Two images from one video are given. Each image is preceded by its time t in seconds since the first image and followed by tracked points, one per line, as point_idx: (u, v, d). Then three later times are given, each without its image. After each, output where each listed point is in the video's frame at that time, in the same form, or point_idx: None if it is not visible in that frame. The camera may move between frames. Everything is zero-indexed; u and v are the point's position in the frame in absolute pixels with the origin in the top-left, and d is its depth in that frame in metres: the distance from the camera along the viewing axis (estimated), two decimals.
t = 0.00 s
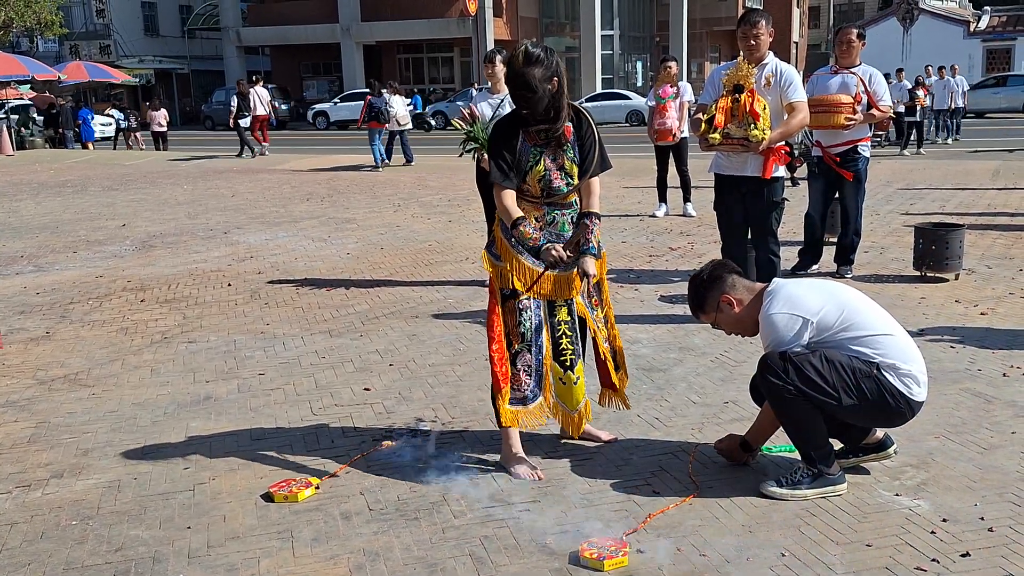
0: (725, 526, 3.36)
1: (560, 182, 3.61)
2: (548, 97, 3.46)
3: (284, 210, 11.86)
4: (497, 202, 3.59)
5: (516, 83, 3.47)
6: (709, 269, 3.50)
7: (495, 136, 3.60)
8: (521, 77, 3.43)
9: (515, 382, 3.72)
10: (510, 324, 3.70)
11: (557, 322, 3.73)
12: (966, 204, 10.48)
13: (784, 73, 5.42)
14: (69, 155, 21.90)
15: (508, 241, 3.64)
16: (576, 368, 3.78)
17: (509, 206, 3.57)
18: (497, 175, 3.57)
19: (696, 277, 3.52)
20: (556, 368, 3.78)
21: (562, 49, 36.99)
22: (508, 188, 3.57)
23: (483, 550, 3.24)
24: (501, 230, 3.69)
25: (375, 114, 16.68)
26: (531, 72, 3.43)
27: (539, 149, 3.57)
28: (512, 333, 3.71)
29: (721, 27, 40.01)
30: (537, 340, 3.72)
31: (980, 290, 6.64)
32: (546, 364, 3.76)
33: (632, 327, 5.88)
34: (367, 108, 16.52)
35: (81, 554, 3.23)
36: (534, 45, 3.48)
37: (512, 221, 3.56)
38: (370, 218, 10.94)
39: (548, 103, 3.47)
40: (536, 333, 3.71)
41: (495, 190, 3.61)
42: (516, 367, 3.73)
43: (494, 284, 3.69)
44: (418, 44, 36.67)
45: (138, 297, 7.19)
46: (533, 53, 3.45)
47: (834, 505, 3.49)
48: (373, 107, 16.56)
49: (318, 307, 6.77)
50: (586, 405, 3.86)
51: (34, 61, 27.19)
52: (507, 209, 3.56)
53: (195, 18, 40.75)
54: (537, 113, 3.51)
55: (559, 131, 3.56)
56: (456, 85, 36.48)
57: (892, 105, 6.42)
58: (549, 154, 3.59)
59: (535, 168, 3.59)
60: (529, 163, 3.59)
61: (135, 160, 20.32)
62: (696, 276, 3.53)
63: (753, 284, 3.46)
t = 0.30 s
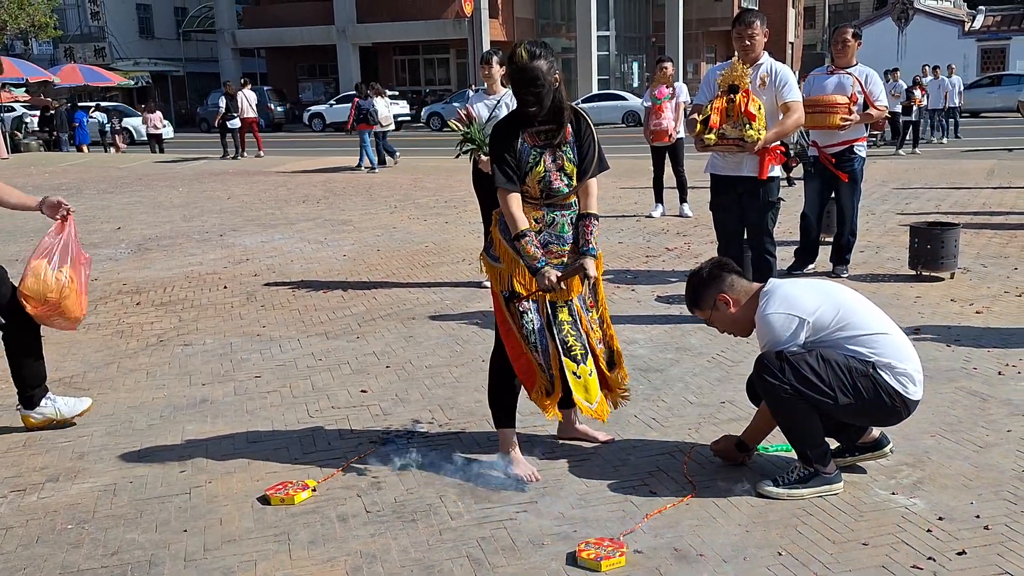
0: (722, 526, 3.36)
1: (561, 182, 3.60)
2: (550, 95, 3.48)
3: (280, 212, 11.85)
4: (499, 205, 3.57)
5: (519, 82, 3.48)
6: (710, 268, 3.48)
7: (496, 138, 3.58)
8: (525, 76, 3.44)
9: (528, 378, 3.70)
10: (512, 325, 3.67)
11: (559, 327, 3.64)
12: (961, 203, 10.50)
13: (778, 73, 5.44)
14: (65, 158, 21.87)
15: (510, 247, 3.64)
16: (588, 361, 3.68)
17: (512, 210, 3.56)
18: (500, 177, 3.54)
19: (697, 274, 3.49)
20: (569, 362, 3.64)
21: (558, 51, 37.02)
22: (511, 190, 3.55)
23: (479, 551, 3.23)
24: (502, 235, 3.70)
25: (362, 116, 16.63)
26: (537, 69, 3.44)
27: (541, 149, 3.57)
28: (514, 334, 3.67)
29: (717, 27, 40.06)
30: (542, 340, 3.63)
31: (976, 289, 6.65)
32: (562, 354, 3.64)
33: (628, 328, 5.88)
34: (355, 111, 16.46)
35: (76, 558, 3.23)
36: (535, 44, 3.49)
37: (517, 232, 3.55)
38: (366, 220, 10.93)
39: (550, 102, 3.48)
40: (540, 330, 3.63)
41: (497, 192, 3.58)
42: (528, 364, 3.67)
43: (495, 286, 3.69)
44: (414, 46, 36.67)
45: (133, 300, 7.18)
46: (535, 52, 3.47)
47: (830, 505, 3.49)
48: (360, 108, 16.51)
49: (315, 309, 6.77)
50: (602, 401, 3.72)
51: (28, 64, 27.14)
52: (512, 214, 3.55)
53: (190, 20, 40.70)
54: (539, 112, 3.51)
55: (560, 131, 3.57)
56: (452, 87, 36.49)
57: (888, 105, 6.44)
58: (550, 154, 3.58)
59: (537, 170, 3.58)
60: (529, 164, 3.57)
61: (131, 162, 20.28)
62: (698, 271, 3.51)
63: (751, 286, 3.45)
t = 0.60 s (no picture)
0: (718, 527, 3.36)
1: (559, 183, 3.61)
2: (555, 95, 3.47)
3: (275, 212, 11.83)
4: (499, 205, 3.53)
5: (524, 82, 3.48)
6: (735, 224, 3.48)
7: (496, 138, 3.54)
8: (539, 76, 3.43)
9: (506, 389, 3.71)
10: (505, 328, 3.68)
11: (561, 322, 3.69)
12: (956, 204, 10.52)
13: (773, 73, 5.46)
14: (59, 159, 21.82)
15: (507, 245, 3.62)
16: (587, 353, 3.77)
17: (513, 211, 3.52)
18: (501, 177, 3.50)
19: (724, 229, 3.46)
20: (567, 355, 3.72)
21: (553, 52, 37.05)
22: (512, 190, 3.52)
23: (475, 552, 3.23)
24: (500, 236, 3.66)
25: (349, 114, 16.73)
26: (545, 69, 3.43)
27: (540, 149, 3.55)
28: (506, 338, 3.68)
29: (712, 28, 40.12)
30: (534, 343, 3.66)
31: (971, 289, 6.67)
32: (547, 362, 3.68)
33: (624, 329, 5.88)
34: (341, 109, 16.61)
35: (71, 559, 3.22)
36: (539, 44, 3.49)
37: (518, 234, 3.51)
38: (362, 221, 10.92)
39: (553, 103, 3.48)
40: (531, 335, 3.66)
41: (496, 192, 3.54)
42: (516, 370, 3.69)
43: (489, 288, 3.69)
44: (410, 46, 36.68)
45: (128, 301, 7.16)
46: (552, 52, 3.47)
47: (826, 505, 3.50)
48: (347, 107, 16.67)
49: (310, 310, 6.76)
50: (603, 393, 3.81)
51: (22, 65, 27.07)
52: (513, 215, 3.51)
53: (185, 21, 40.66)
54: (542, 112, 3.50)
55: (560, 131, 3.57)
56: (448, 88, 36.49)
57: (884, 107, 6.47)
58: (549, 155, 3.57)
59: (536, 170, 3.56)
60: (529, 165, 3.55)
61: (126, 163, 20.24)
62: (722, 227, 3.48)
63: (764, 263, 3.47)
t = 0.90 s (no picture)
0: (718, 528, 3.36)
1: (564, 183, 3.62)
2: (572, 96, 3.46)
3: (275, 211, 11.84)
4: (507, 202, 3.50)
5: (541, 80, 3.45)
6: (768, 205, 3.47)
7: (507, 133, 3.50)
8: (565, 75, 3.41)
9: (509, 387, 3.70)
10: (506, 327, 3.69)
11: (556, 326, 3.71)
12: (958, 208, 10.52)
13: (776, 75, 5.45)
14: (60, 155, 21.82)
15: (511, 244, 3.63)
16: (580, 364, 3.73)
17: (521, 210, 3.50)
18: (510, 174, 3.48)
19: (756, 207, 3.46)
20: (557, 366, 3.73)
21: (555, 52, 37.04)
22: (520, 189, 3.50)
23: (474, 552, 3.23)
24: (505, 236, 3.66)
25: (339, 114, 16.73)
26: (566, 69, 3.40)
27: (549, 149, 3.54)
28: (505, 338, 3.69)
29: (714, 29, 40.13)
30: (537, 346, 3.71)
31: (972, 293, 6.67)
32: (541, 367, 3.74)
33: (624, 330, 5.88)
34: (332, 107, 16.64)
35: (71, 555, 3.22)
36: (556, 42, 3.46)
37: (526, 232, 3.50)
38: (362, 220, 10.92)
39: (568, 104, 3.48)
40: (536, 338, 3.70)
41: (504, 189, 3.51)
42: (512, 370, 3.71)
43: (489, 287, 3.69)
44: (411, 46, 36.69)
45: (129, 298, 7.16)
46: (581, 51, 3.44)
47: (825, 508, 3.50)
48: (337, 106, 16.64)
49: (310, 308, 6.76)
50: (592, 402, 3.80)
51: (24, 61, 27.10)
52: (521, 213, 3.49)
53: (187, 18, 40.67)
54: (555, 112, 3.50)
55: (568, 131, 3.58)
56: (449, 87, 36.50)
57: (887, 111, 6.47)
58: (557, 154, 3.57)
59: (543, 168, 3.56)
60: (536, 164, 3.55)
61: (127, 160, 20.24)
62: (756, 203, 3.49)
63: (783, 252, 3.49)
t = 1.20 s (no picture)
0: (719, 530, 3.36)
1: (568, 183, 3.64)
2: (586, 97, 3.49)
3: (276, 210, 11.84)
4: (522, 199, 3.46)
5: (555, 80, 3.44)
6: (760, 211, 3.44)
7: (523, 128, 3.44)
8: (587, 76, 3.44)
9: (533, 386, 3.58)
10: (526, 324, 3.61)
11: (573, 324, 3.76)
12: (959, 210, 10.53)
13: (778, 77, 5.44)
14: (61, 154, 21.82)
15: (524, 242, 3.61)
16: (589, 363, 3.78)
17: (537, 207, 3.47)
18: (526, 173, 3.44)
19: (747, 216, 3.43)
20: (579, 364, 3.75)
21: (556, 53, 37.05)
22: (537, 187, 3.46)
23: (474, 552, 3.23)
24: (513, 232, 3.62)
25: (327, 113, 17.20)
26: (585, 72, 3.44)
27: (559, 148, 3.54)
28: (525, 333, 3.60)
29: (715, 30, 40.12)
30: (558, 337, 3.67)
31: (973, 295, 6.66)
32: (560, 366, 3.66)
33: (625, 330, 5.88)
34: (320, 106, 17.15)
35: (71, 554, 3.21)
36: (572, 42, 3.46)
37: (537, 233, 3.49)
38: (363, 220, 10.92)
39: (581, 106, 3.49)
40: (554, 330, 3.67)
41: (518, 187, 3.47)
42: (518, 374, 3.69)
43: (502, 282, 3.62)
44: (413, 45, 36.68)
45: (129, 297, 7.16)
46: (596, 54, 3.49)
47: (826, 509, 3.50)
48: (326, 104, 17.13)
49: (311, 308, 6.76)
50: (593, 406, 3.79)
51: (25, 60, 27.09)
52: (536, 210, 3.46)
53: (188, 17, 40.65)
54: (568, 112, 3.50)
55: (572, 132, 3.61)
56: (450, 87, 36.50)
57: (888, 113, 6.49)
58: (565, 154, 3.58)
59: (552, 168, 3.56)
60: (549, 163, 3.53)
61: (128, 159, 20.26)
62: (748, 212, 3.45)
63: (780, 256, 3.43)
